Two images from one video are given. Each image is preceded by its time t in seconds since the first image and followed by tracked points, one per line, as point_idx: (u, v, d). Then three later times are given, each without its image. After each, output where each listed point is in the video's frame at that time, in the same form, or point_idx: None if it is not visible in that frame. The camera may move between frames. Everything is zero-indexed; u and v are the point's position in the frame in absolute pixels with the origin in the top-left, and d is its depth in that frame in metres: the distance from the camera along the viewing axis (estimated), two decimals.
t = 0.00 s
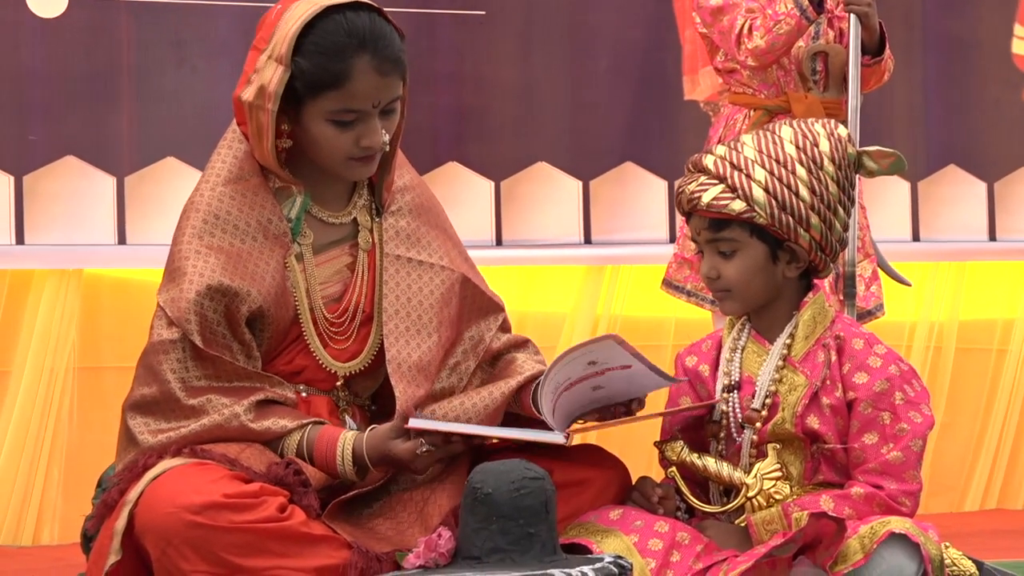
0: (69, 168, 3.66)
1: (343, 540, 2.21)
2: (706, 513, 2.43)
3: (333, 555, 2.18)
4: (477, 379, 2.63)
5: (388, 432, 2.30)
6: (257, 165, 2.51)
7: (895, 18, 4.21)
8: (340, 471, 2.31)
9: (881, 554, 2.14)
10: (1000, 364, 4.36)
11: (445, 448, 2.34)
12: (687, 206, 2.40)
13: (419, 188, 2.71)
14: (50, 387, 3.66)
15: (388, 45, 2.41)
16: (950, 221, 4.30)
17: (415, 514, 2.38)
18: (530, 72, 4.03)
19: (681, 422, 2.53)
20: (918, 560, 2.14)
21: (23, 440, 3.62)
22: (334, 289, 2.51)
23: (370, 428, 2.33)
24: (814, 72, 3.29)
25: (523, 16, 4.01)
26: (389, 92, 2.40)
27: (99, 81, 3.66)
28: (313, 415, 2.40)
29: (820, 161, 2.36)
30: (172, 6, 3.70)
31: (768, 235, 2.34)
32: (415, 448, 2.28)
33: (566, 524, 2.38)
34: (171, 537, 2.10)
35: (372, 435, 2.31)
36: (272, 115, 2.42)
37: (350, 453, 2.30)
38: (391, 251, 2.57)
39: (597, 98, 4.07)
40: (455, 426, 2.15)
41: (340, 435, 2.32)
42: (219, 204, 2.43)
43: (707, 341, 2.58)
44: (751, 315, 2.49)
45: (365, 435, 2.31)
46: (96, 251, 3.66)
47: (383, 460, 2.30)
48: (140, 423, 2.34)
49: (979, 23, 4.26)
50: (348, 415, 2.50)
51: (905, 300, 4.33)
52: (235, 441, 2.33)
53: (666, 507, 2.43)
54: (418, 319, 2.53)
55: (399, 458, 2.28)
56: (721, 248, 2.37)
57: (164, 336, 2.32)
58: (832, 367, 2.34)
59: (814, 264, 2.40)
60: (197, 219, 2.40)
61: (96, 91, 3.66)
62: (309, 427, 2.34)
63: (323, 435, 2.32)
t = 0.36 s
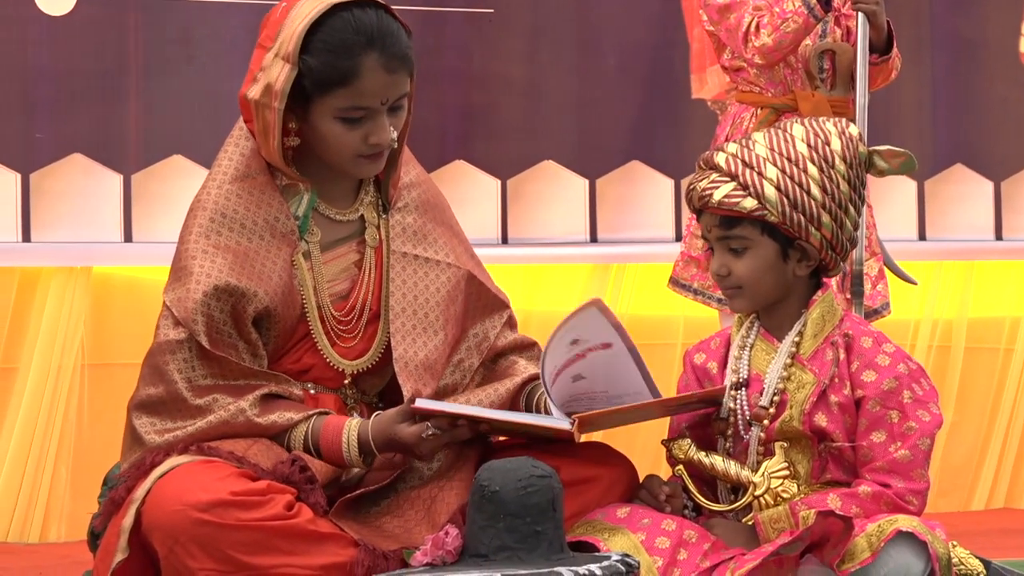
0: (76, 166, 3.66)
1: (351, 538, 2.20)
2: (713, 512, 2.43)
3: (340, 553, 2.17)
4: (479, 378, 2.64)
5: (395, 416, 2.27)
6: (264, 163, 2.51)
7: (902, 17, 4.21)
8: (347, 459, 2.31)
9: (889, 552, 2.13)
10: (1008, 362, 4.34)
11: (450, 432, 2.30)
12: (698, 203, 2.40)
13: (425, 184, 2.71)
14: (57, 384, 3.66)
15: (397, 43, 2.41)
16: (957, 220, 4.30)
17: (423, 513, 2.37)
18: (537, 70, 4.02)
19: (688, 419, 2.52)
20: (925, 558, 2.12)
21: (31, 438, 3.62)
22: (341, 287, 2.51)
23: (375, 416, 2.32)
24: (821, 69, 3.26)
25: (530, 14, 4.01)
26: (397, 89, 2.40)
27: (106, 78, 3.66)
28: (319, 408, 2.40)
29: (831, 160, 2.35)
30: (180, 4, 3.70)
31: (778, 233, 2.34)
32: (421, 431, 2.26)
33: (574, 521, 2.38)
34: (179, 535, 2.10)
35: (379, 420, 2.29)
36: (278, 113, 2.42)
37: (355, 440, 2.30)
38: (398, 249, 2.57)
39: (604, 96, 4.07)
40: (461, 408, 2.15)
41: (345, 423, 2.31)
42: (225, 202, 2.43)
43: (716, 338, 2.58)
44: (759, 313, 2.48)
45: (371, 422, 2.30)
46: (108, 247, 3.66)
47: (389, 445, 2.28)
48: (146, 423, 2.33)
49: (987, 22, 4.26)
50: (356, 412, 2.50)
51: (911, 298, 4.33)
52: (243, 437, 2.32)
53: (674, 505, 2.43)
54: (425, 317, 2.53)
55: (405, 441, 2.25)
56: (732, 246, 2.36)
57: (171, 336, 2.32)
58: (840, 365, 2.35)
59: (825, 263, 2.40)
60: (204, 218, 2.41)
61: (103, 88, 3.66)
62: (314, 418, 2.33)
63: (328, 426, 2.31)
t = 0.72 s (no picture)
0: (82, 166, 3.67)
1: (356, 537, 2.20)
2: (720, 512, 2.42)
3: (346, 553, 2.17)
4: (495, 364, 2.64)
5: (401, 416, 2.27)
6: (270, 162, 2.50)
7: (907, 17, 4.21)
8: (353, 459, 2.31)
9: (895, 552, 2.13)
10: (1015, 362, 4.34)
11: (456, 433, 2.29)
12: (708, 202, 2.39)
13: (428, 180, 2.68)
14: (62, 385, 3.65)
15: (402, 36, 2.42)
16: (963, 220, 4.29)
17: (428, 512, 2.37)
18: (543, 69, 4.02)
19: (695, 418, 2.52)
20: (931, 559, 2.12)
21: (36, 438, 3.61)
22: (348, 287, 2.51)
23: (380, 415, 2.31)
24: (825, 70, 3.29)
25: (535, 15, 4.00)
26: (402, 84, 2.41)
27: (112, 78, 3.66)
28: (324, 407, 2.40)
29: (842, 161, 2.35)
30: (184, 5, 3.71)
31: (789, 234, 2.34)
32: (427, 431, 2.26)
33: (580, 521, 2.38)
34: (185, 536, 2.10)
35: (385, 420, 2.28)
36: (287, 112, 2.41)
37: (361, 439, 2.30)
38: (404, 248, 2.56)
39: (610, 96, 4.07)
40: (467, 411, 2.14)
41: (350, 424, 2.31)
42: (231, 204, 2.43)
43: (723, 337, 2.57)
44: (767, 313, 2.47)
45: (377, 421, 2.30)
46: (112, 246, 3.64)
47: (394, 444, 2.28)
48: (152, 425, 2.34)
49: (992, 21, 4.25)
50: (363, 412, 2.50)
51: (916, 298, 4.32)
52: (248, 438, 2.33)
53: (680, 506, 2.42)
54: (435, 314, 2.53)
55: (411, 441, 2.25)
56: (742, 246, 2.36)
57: (177, 338, 2.32)
58: (848, 366, 2.34)
59: (833, 264, 2.39)
60: (210, 220, 2.40)
61: (109, 88, 3.66)
62: (319, 418, 2.34)
63: (334, 425, 2.32)
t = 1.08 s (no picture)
0: (84, 168, 3.67)
1: (357, 540, 2.19)
2: (721, 513, 2.42)
3: (347, 556, 2.16)
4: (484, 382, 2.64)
5: (403, 413, 2.26)
6: (272, 165, 2.50)
7: (908, 18, 4.21)
8: (354, 459, 2.31)
9: (897, 555, 2.13)
10: (1016, 364, 4.33)
11: (459, 429, 2.28)
12: (711, 205, 2.38)
13: (428, 183, 2.69)
14: (64, 388, 3.65)
15: (401, 29, 2.42)
16: (964, 221, 4.29)
17: (429, 517, 2.38)
18: (544, 71, 4.02)
19: (697, 421, 2.52)
20: (933, 560, 2.12)
21: (38, 441, 3.61)
22: (348, 290, 2.51)
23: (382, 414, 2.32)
24: (823, 72, 3.31)
25: (536, 17, 4.00)
26: (405, 76, 2.41)
27: (113, 80, 3.66)
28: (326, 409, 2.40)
29: (846, 164, 2.35)
30: (184, 7, 3.71)
31: (792, 237, 2.34)
32: (429, 426, 2.25)
33: (582, 523, 2.38)
34: (187, 538, 2.10)
35: (387, 418, 2.28)
36: (292, 111, 2.41)
37: (362, 439, 2.30)
38: (400, 249, 2.56)
39: (611, 98, 4.07)
40: (472, 403, 2.14)
41: (352, 424, 2.31)
42: (233, 207, 2.43)
43: (725, 340, 2.57)
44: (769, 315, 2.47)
45: (379, 421, 2.30)
46: (114, 250, 3.65)
47: (396, 442, 2.28)
48: (153, 428, 2.34)
49: (993, 23, 4.25)
50: (364, 415, 2.51)
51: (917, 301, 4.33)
52: (250, 440, 2.33)
53: (682, 508, 2.42)
54: (430, 315, 2.53)
55: (414, 436, 2.25)
56: (745, 249, 2.35)
57: (179, 342, 2.32)
58: (850, 368, 2.34)
59: (836, 267, 2.39)
60: (212, 223, 2.40)
61: (111, 90, 3.66)
62: (322, 418, 2.34)
63: (336, 426, 2.32)
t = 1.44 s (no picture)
0: (84, 175, 3.67)
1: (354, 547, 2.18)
2: (721, 520, 2.41)
3: (346, 564, 2.15)
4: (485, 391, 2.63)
5: (402, 425, 2.27)
6: (277, 171, 2.49)
7: (907, 25, 4.22)
8: (353, 472, 2.31)
9: (897, 561, 2.12)
10: (1015, 370, 4.33)
11: (459, 438, 2.27)
12: (712, 213, 2.38)
13: (436, 191, 2.67)
14: (63, 395, 3.65)
15: (407, 34, 2.43)
16: (963, 227, 4.29)
17: (427, 527, 2.36)
18: (543, 77, 4.03)
19: (697, 428, 2.52)
20: (933, 567, 2.12)
21: (38, 449, 3.62)
22: (350, 300, 2.51)
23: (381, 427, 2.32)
24: (820, 78, 3.30)
25: (534, 23, 4.01)
26: (412, 82, 2.41)
27: (113, 87, 3.67)
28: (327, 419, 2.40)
29: (846, 171, 2.36)
30: (183, 13, 3.71)
31: (794, 245, 2.34)
32: (429, 437, 2.24)
33: (581, 530, 2.37)
34: (187, 546, 2.10)
35: (386, 430, 2.29)
36: (298, 115, 2.40)
37: (361, 453, 2.30)
38: (402, 257, 2.56)
39: (610, 104, 4.07)
40: (470, 411, 2.14)
41: (351, 436, 2.32)
42: (236, 214, 2.43)
43: (724, 347, 2.57)
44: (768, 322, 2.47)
45: (378, 433, 2.30)
46: (114, 256, 3.64)
47: (395, 453, 2.28)
48: (153, 436, 2.34)
49: (992, 29, 4.26)
50: (365, 423, 2.51)
51: (917, 305, 4.32)
52: (250, 449, 2.33)
53: (682, 515, 2.41)
54: (429, 323, 2.53)
55: (414, 447, 2.25)
56: (746, 256, 2.36)
57: (180, 350, 2.33)
58: (849, 375, 2.33)
59: (836, 275, 2.40)
60: (215, 231, 2.40)
61: (110, 97, 3.66)
62: (322, 429, 2.34)
63: (335, 438, 2.32)
